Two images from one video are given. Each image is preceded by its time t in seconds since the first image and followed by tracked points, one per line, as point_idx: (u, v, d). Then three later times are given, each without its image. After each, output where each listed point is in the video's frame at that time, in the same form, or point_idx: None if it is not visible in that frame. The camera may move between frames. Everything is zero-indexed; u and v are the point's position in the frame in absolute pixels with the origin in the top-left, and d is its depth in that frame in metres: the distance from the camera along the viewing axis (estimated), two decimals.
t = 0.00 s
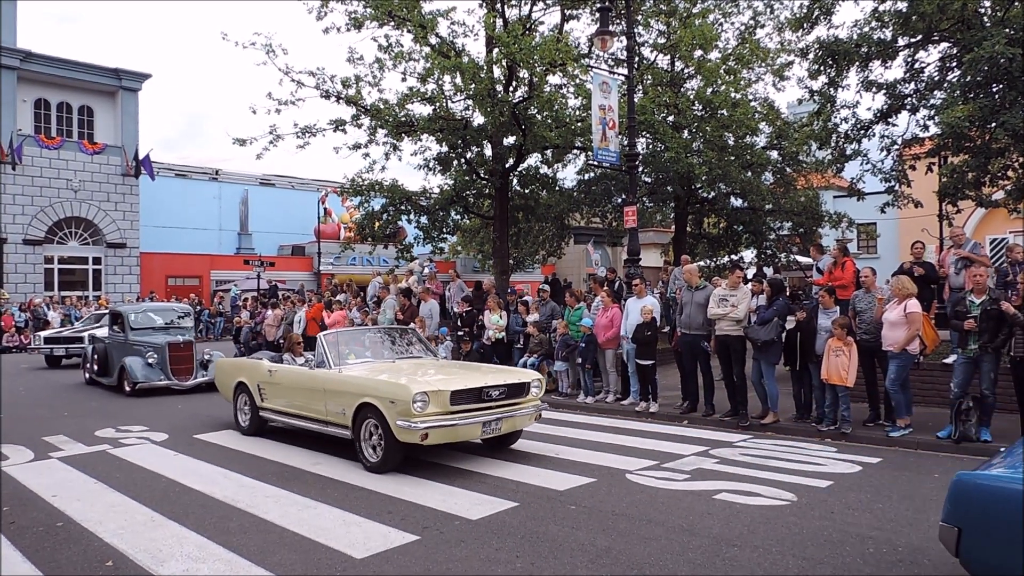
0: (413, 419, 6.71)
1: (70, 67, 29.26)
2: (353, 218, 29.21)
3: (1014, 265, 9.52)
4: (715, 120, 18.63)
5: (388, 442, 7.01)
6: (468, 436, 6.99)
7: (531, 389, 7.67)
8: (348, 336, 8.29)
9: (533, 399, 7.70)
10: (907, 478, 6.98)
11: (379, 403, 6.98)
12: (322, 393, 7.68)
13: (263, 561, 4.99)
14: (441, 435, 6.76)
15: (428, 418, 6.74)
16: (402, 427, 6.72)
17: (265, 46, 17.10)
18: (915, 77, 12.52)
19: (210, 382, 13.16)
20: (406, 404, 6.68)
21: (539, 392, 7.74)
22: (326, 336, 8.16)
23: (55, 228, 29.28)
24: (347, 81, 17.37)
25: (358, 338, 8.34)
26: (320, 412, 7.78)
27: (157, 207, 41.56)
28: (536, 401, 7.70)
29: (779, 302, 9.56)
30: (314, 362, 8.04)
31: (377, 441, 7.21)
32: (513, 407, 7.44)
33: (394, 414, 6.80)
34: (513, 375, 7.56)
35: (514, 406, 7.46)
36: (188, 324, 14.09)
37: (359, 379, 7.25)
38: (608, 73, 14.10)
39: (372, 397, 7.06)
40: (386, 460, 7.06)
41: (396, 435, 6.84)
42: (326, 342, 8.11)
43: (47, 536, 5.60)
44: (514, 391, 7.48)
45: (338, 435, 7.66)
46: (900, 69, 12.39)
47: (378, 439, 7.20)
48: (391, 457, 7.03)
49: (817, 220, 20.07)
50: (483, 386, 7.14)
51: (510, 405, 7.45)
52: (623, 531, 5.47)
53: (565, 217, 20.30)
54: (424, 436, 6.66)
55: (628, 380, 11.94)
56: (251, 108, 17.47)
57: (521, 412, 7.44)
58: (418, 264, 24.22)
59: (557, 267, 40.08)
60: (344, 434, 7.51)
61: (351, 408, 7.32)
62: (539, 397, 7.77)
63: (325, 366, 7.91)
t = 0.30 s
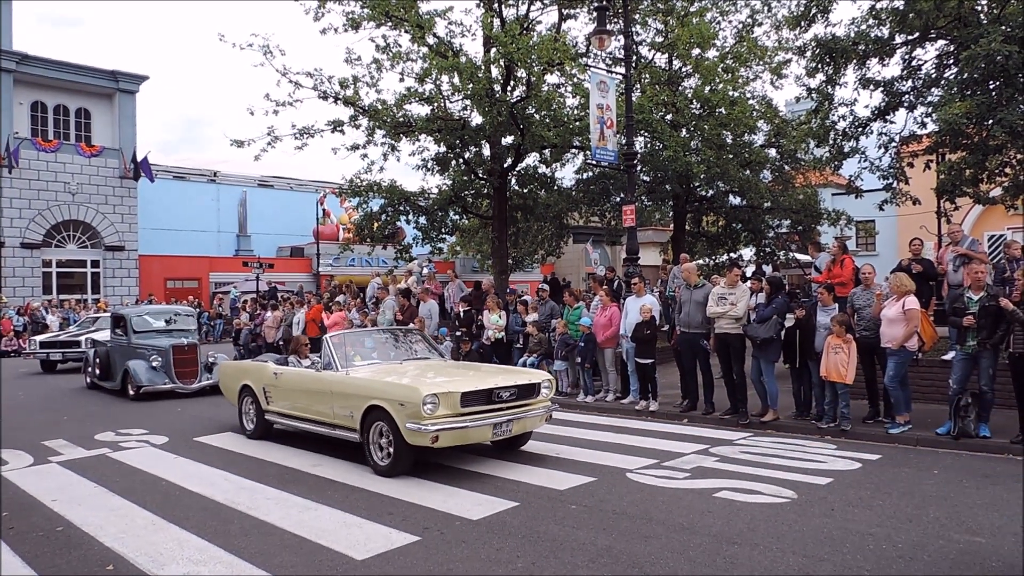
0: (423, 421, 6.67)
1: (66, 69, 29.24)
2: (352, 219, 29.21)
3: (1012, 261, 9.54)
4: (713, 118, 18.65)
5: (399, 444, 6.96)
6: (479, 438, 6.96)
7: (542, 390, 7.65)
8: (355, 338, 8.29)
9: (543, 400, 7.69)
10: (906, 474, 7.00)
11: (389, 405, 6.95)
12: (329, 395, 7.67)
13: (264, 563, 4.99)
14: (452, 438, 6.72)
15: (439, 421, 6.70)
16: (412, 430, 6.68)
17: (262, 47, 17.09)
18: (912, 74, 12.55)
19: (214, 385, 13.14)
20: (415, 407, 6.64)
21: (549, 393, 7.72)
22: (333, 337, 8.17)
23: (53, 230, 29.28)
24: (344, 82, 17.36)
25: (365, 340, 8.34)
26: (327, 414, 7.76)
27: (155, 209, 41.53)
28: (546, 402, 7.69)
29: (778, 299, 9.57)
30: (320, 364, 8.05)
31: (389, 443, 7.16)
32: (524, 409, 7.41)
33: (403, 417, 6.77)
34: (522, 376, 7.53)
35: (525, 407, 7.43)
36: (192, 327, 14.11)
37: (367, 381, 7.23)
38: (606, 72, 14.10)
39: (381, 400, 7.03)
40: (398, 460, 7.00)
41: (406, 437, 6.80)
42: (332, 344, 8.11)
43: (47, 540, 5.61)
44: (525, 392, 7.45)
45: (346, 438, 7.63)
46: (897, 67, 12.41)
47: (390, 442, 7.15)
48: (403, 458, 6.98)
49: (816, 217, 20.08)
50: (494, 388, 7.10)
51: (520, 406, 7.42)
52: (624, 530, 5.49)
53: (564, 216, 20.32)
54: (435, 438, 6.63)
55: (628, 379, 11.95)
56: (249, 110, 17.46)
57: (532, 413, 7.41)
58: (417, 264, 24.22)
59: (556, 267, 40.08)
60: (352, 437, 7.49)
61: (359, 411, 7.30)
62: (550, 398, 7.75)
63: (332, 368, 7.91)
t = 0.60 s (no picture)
0: (432, 425, 6.56)
1: (59, 70, 29.11)
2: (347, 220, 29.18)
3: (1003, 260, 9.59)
4: (707, 119, 18.70)
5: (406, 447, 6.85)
6: (489, 441, 6.86)
7: (550, 392, 7.62)
8: (358, 341, 8.13)
9: (552, 402, 7.65)
10: (900, 472, 7.02)
11: (396, 409, 6.84)
12: (332, 397, 7.57)
13: (258, 566, 4.98)
14: (461, 442, 6.61)
15: (448, 424, 6.60)
16: (421, 434, 6.56)
17: (256, 48, 17.05)
18: (904, 74, 12.59)
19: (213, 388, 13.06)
20: (424, 410, 6.52)
21: (557, 395, 7.69)
22: (336, 340, 7.99)
23: (46, 232, 29.16)
24: (339, 83, 17.33)
25: (369, 342, 8.18)
26: (330, 417, 7.66)
27: (149, 211, 41.40)
28: (555, 404, 7.65)
29: (772, 298, 9.59)
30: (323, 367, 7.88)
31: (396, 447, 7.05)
32: (532, 412, 7.33)
33: (411, 421, 6.65)
34: (530, 378, 7.47)
35: (534, 410, 7.37)
36: (190, 329, 14.08)
37: (371, 384, 7.11)
38: (600, 73, 14.10)
39: (388, 403, 6.91)
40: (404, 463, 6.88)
41: (414, 441, 6.70)
42: (335, 347, 7.94)
43: (39, 545, 5.57)
44: (533, 394, 7.39)
45: (352, 442, 7.51)
46: (890, 67, 12.45)
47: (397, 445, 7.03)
48: (410, 462, 6.86)
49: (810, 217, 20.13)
50: (503, 390, 7.02)
51: (529, 408, 7.35)
52: (618, 529, 5.49)
53: (559, 216, 20.33)
54: (444, 442, 6.54)
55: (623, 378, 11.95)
56: (243, 111, 17.41)
57: (541, 416, 7.34)
58: (412, 264, 24.21)
59: (552, 267, 40.08)
60: (357, 441, 7.37)
61: (364, 414, 7.19)
62: (558, 400, 7.72)
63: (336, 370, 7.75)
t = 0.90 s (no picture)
0: (435, 428, 6.43)
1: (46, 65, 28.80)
2: (337, 219, 29.08)
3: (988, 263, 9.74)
4: (697, 121, 18.78)
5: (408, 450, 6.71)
6: (494, 445, 6.73)
7: (556, 395, 7.48)
8: (358, 341, 7.99)
9: (558, 404, 7.51)
10: (886, 474, 7.07)
11: (399, 411, 6.68)
12: (332, 399, 7.43)
13: (244, 567, 4.95)
14: (465, 445, 6.50)
15: (452, 427, 6.47)
16: (425, 437, 6.43)
17: (246, 45, 16.94)
18: (893, 78, 12.68)
19: (205, 388, 12.96)
20: (430, 414, 6.38)
21: (563, 398, 7.56)
22: (336, 339, 7.86)
23: (31, 229, 28.88)
24: (329, 81, 17.28)
25: (369, 343, 8.05)
26: (331, 420, 7.52)
27: (137, 208, 41.11)
28: (561, 407, 7.51)
29: (760, 301, 9.63)
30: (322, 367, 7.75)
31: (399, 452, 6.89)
32: (538, 414, 7.20)
33: (416, 424, 6.51)
34: (536, 380, 7.33)
35: (540, 413, 7.23)
36: (180, 327, 13.91)
37: (373, 385, 6.96)
38: (590, 74, 14.12)
39: (391, 405, 6.76)
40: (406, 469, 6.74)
41: (417, 444, 6.56)
42: (334, 347, 7.80)
43: (22, 545, 5.52)
44: (539, 396, 7.25)
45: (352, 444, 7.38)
46: (879, 71, 12.53)
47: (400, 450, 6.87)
48: (412, 467, 6.72)
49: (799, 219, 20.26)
50: (509, 392, 6.88)
51: (535, 411, 7.20)
52: (606, 531, 5.50)
53: (549, 217, 20.35)
54: (448, 446, 6.41)
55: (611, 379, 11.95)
56: (232, 108, 17.30)
57: (547, 419, 7.21)
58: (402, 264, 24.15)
59: (541, 268, 40.14)
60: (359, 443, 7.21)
61: (366, 416, 7.04)
62: (564, 402, 7.59)
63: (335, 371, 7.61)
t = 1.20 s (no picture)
0: (449, 432, 6.25)
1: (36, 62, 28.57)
2: (330, 218, 29.03)
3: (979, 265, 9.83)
4: (690, 121, 18.82)
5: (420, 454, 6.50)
6: (508, 448, 6.56)
7: (570, 397, 7.31)
8: (366, 340, 7.83)
9: (572, 407, 7.34)
10: (876, 474, 7.11)
11: (411, 414, 6.48)
12: (340, 401, 7.21)
13: (234, 567, 4.92)
14: (480, 449, 6.31)
15: (466, 431, 6.30)
16: (438, 442, 6.24)
17: (239, 43, 16.85)
18: (885, 81, 12.74)
19: (199, 388, 12.88)
20: (445, 418, 6.20)
21: (578, 400, 7.39)
22: (342, 340, 7.70)
23: (21, 227, 28.68)
24: (322, 80, 17.22)
25: (377, 343, 7.89)
26: (338, 422, 7.30)
27: (128, 206, 40.87)
28: (576, 409, 7.33)
29: (752, 302, 9.66)
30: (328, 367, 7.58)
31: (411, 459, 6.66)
32: (553, 417, 7.04)
33: (429, 428, 6.32)
34: (550, 382, 7.16)
35: (554, 416, 7.07)
36: (174, 327, 13.79)
37: (384, 387, 6.77)
38: (584, 74, 14.13)
39: (402, 408, 6.56)
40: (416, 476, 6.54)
41: (429, 448, 6.37)
42: (340, 347, 7.64)
43: (10, 546, 5.47)
44: (553, 399, 7.09)
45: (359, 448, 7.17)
46: (871, 73, 12.58)
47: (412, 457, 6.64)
48: (424, 473, 6.52)
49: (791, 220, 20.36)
50: (524, 395, 6.72)
51: (549, 414, 7.04)
52: (598, 531, 5.50)
53: (542, 216, 20.33)
54: (462, 450, 6.22)
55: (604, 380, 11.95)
56: (224, 107, 17.20)
57: (562, 422, 7.04)
58: (394, 263, 24.10)
59: (534, 267, 40.17)
60: (367, 447, 7.01)
61: (376, 420, 6.82)
62: (578, 405, 7.41)
63: (342, 373, 7.45)
